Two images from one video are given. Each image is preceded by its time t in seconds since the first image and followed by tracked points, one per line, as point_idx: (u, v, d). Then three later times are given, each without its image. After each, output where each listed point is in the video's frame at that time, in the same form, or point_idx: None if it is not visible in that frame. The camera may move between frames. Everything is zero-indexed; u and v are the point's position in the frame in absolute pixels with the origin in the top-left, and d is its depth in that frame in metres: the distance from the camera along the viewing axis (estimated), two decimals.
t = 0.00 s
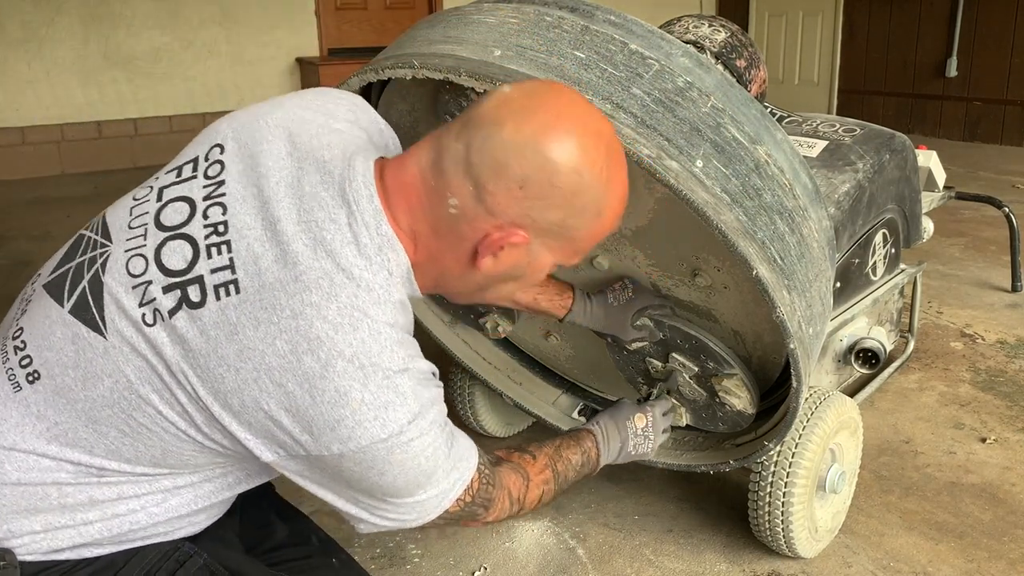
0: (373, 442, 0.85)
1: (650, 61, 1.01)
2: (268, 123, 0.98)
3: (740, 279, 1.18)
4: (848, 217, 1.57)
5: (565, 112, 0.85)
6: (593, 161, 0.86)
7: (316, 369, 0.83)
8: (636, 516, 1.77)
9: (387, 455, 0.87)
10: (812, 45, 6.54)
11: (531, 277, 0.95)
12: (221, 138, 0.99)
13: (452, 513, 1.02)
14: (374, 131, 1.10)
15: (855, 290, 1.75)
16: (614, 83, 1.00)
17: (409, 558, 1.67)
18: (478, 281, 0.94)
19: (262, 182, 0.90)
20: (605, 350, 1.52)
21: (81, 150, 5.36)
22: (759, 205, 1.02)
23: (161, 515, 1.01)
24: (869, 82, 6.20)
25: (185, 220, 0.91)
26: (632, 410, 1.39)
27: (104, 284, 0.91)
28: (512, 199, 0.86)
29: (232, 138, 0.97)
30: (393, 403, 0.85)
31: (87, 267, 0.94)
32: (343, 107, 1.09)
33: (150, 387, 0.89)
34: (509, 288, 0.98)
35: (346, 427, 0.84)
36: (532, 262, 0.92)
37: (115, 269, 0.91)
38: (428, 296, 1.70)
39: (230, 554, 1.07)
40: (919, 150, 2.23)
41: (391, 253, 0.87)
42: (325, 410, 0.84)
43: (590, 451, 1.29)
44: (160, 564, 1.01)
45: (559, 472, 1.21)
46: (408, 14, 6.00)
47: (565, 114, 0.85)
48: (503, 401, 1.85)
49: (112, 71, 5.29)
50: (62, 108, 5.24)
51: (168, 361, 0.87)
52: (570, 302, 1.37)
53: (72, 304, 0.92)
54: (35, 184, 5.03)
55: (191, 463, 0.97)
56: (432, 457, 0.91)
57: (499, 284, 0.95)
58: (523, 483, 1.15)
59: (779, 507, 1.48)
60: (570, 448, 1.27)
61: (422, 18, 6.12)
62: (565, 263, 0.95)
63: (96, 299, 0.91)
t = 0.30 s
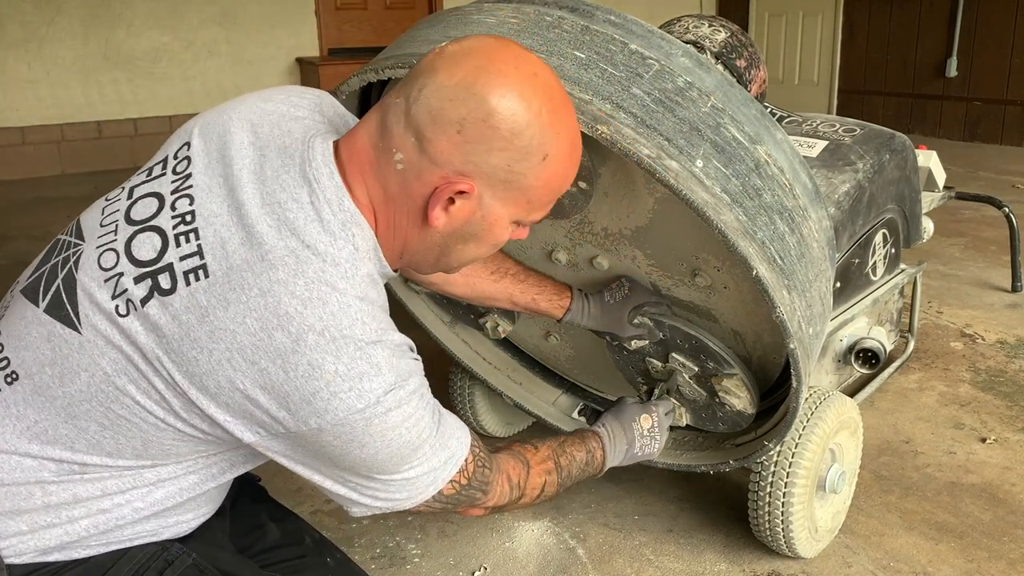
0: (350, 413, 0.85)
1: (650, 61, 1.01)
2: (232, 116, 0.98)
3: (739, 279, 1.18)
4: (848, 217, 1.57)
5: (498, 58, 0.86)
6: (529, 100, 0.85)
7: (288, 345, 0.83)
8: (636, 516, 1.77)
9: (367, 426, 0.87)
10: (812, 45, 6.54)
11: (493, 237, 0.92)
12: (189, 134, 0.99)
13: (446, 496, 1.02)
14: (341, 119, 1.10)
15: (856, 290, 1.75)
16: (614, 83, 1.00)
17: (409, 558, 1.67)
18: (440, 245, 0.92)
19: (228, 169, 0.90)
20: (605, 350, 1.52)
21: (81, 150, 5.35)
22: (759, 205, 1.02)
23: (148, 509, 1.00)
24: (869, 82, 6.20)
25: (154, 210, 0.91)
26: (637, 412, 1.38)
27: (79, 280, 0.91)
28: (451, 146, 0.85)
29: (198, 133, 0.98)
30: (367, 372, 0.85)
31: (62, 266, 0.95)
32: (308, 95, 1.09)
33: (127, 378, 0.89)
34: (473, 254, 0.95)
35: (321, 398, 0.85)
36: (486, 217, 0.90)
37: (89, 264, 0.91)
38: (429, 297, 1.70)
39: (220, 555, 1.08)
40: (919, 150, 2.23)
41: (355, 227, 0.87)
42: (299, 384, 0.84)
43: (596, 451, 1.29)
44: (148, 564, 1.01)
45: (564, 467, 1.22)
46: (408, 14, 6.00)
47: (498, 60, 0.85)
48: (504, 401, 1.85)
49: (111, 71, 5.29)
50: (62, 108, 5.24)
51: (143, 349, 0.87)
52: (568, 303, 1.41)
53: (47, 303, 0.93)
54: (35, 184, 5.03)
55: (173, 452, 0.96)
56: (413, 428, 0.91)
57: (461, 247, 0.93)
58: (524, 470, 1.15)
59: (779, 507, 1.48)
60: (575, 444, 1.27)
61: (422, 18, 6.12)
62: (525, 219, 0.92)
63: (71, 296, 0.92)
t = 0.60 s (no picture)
0: (349, 415, 0.85)
1: (650, 61, 1.01)
2: (230, 117, 0.98)
3: (739, 280, 1.18)
4: (848, 217, 1.57)
5: (488, 57, 0.86)
6: (521, 99, 0.85)
7: (287, 347, 0.83)
8: (636, 516, 1.77)
9: (367, 427, 0.87)
10: (812, 45, 6.54)
11: (487, 236, 0.92)
12: (188, 137, 0.99)
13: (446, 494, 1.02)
14: (338, 118, 1.10)
15: (856, 290, 1.75)
16: (615, 83, 1.00)
17: (409, 558, 1.67)
18: (435, 245, 0.92)
19: (227, 172, 0.90)
20: (605, 350, 1.52)
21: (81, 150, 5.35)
22: (759, 205, 1.02)
23: (149, 507, 1.00)
24: (869, 82, 6.20)
25: (154, 214, 0.91)
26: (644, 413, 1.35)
27: (80, 282, 0.92)
28: (443, 145, 0.85)
29: (197, 135, 0.98)
30: (366, 374, 0.86)
31: (63, 268, 0.95)
32: (305, 95, 1.09)
33: (128, 378, 0.89)
34: (467, 253, 0.95)
35: (320, 400, 0.84)
36: (479, 216, 0.90)
37: (89, 268, 0.91)
38: (428, 297, 1.70)
39: (220, 553, 1.07)
40: (920, 150, 2.23)
41: (355, 230, 0.87)
42: (300, 386, 0.84)
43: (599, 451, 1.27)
44: (147, 561, 1.01)
45: (565, 466, 1.20)
46: (408, 14, 6.00)
47: (489, 59, 0.86)
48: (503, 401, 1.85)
49: (111, 71, 5.29)
50: (62, 108, 5.24)
51: (144, 351, 0.88)
52: (569, 305, 1.41)
53: (49, 304, 0.93)
54: (35, 184, 5.03)
55: (174, 451, 0.96)
56: (413, 429, 0.91)
57: (455, 247, 0.93)
58: (524, 467, 1.15)
59: (779, 507, 1.48)
60: (579, 444, 1.25)
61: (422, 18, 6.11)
62: (519, 218, 0.92)
63: (72, 297, 0.92)
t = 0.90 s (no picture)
0: (361, 416, 0.85)
1: (650, 61, 1.01)
2: (238, 120, 0.98)
3: (739, 280, 1.18)
4: (848, 217, 1.57)
5: (493, 59, 0.86)
6: (526, 100, 0.85)
7: (301, 350, 0.83)
8: (636, 516, 1.77)
9: (378, 429, 0.87)
10: (812, 45, 6.54)
11: (494, 236, 0.92)
12: (196, 139, 0.99)
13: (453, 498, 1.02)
14: (344, 121, 1.09)
15: (856, 290, 1.75)
16: (615, 83, 1.00)
17: (409, 558, 1.67)
18: (442, 246, 0.93)
19: (237, 175, 0.90)
20: (605, 350, 1.52)
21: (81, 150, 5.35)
22: (759, 205, 1.02)
23: (153, 507, 1.00)
24: (869, 82, 6.20)
25: (166, 217, 0.91)
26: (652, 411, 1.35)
27: (91, 285, 0.92)
28: (449, 147, 0.85)
29: (206, 138, 0.98)
30: (378, 376, 0.86)
31: (73, 270, 0.95)
32: (311, 96, 1.09)
33: (138, 380, 0.89)
34: (474, 253, 0.95)
35: (333, 402, 0.85)
36: (486, 217, 0.90)
37: (100, 270, 0.91)
38: (428, 297, 1.70)
39: (221, 552, 1.07)
40: (919, 150, 2.23)
41: (365, 234, 0.87)
42: (312, 388, 0.84)
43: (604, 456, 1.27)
44: (145, 561, 1.00)
45: (569, 472, 1.20)
46: (408, 14, 6.00)
47: (495, 61, 0.86)
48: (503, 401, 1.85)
49: (111, 71, 5.29)
50: (62, 108, 5.24)
51: (156, 353, 0.88)
52: (568, 305, 1.42)
53: (59, 305, 0.93)
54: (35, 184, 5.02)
55: (182, 452, 0.97)
56: (423, 431, 0.91)
57: (462, 247, 0.93)
58: (527, 476, 1.15)
59: (779, 507, 1.48)
60: (582, 448, 1.25)
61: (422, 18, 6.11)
62: (525, 218, 0.92)
63: (82, 299, 0.92)
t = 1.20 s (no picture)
0: (377, 423, 0.85)
1: (650, 61, 1.01)
2: (252, 126, 0.98)
3: (740, 280, 1.18)
4: (848, 217, 1.57)
5: (513, 71, 0.86)
6: (546, 113, 0.85)
7: (317, 357, 0.83)
8: (636, 516, 1.77)
9: (393, 435, 0.87)
10: (812, 45, 6.54)
11: (508, 247, 0.92)
12: (210, 144, 0.99)
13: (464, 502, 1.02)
14: (356, 125, 1.09)
15: (855, 290, 1.75)
16: (615, 83, 1.00)
17: (409, 558, 1.67)
18: (457, 256, 0.92)
19: (252, 182, 0.90)
20: (605, 351, 1.52)
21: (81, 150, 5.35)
22: (759, 205, 1.02)
23: (161, 506, 1.00)
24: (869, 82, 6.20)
25: (181, 223, 0.91)
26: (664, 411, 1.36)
27: (106, 288, 0.92)
28: (468, 158, 0.85)
29: (219, 143, 0.98)
30: (393, 382, 0.86)
31: (89, 272, 0.95)
32: (323, 102, 1.09)
33: (152, 384, 0.90)
34: (488, 263, 0.95)
35: (350, 409, 0.85)
36: (501, 228, 0.90)
37: (115, 274, 0.91)
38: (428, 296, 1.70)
39: (221, 552, 1.07)
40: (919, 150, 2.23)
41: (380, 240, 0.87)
42: (328, 395, 0.84)
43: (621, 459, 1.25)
44: (145, 561, 1.00)
45: (587, 477, 1.18)
46: (407, 14, 6.00)
47: (514, 73, 0.86)
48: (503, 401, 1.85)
49: (111, 70, 5.29)
50: (62, 108, 5.23)
51: (172, 358, 0.88)
52: (569, 308, 1.42)
53: (74, 307, 0.93)
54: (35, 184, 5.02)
55: (194, 455, 0.97)
56: (438, 436, 0.91)
57: (476, 257, 0.93)
58: (544, 481, 1.14)
59: (779, 507, 1.48)
60: (601, 454, 1.23)
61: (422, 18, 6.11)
62: (540, 229, 0.92)
63: (97, 302, 0.92)
